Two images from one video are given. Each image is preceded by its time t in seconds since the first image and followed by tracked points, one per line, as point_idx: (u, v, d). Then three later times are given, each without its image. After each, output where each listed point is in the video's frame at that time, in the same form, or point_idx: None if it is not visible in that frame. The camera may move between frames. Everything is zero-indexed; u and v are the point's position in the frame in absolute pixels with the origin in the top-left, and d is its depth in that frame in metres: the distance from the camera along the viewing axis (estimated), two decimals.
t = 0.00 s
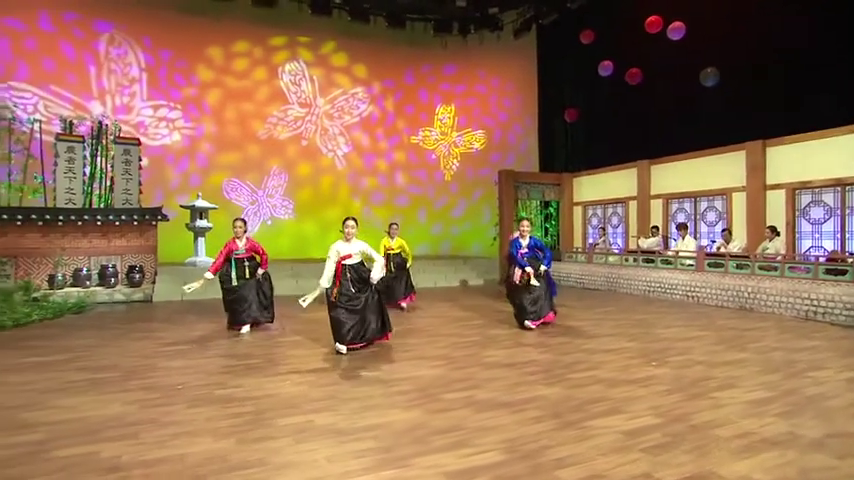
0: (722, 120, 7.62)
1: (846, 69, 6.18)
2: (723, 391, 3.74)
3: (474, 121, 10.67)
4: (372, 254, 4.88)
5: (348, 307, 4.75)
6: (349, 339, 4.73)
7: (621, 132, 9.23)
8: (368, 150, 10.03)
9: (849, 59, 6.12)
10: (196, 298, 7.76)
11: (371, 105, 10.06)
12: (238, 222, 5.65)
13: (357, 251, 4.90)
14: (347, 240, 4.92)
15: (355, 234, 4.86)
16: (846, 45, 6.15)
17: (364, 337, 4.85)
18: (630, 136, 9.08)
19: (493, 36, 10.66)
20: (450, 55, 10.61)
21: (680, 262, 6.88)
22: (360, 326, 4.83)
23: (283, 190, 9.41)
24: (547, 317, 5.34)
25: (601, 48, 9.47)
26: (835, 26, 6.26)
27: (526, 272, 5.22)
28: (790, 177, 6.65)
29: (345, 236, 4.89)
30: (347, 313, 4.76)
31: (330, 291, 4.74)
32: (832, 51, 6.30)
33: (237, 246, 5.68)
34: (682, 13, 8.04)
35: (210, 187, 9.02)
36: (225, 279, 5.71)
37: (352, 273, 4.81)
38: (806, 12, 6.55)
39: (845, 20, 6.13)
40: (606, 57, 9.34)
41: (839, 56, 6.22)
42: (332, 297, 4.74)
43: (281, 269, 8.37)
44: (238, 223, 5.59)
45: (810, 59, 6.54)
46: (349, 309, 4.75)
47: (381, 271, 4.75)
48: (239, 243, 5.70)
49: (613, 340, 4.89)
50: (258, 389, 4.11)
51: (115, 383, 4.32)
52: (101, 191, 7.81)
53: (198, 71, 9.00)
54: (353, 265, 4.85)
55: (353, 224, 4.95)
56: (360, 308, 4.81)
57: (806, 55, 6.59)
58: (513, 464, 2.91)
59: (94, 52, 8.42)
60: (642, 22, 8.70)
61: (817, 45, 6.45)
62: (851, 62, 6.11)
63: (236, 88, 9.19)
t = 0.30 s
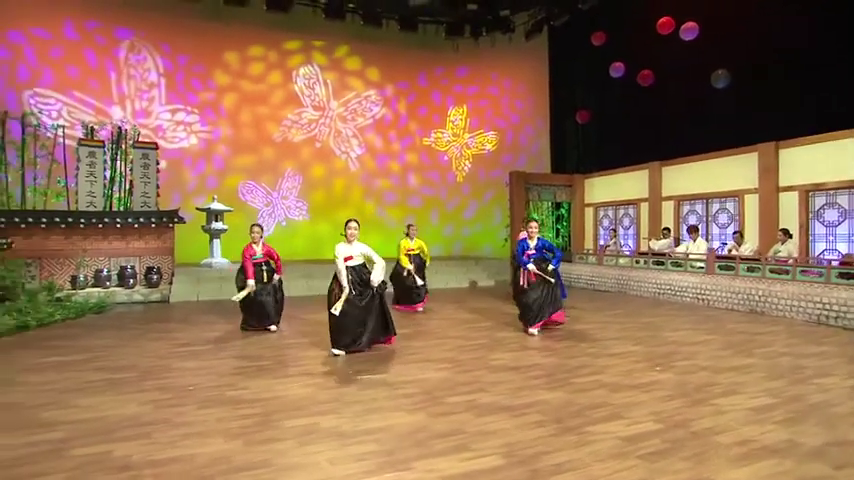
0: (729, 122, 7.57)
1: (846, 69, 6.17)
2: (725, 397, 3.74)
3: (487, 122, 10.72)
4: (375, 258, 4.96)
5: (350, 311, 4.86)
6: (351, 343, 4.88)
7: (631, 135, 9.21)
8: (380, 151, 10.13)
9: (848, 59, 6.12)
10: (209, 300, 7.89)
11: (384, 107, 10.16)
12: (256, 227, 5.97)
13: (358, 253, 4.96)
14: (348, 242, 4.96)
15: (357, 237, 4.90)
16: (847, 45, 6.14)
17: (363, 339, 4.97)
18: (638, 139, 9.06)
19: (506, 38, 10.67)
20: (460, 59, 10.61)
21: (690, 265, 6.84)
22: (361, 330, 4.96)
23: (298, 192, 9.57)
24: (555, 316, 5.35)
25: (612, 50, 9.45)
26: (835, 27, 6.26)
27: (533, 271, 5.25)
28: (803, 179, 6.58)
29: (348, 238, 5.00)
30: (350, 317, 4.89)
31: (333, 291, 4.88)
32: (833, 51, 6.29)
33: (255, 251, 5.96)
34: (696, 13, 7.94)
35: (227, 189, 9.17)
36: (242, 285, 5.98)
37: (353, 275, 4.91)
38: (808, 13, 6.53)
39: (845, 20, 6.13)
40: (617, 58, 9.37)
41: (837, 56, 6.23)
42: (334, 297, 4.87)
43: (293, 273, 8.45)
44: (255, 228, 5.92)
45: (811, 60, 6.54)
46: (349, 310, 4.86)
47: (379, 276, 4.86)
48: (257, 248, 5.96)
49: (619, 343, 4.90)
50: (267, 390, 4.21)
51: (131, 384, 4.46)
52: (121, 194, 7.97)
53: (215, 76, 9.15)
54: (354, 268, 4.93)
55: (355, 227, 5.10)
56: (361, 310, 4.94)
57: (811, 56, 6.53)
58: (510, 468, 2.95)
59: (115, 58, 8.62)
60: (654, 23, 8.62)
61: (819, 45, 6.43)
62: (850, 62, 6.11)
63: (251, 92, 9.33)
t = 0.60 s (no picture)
0: (738, 124, 7.58)
1: (846, 69, 6.27)
2: (728, 404, 3.74)
3: (499, 125, 10.84)
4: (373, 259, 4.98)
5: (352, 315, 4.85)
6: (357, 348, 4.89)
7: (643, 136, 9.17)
8: (393, 151, 10.34)
9: (849, 59, 6.21)
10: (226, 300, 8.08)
11: (397, 109, 10.38)
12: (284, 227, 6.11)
13: (357, 253, 5.01)
14: (347, 243, 5.02)
15: (356, 237, 4.96)
16: (847, 46, 6.24)
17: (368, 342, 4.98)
18: (647, 140, 9.08)
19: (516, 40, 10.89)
20: (473, 58, 10.87)
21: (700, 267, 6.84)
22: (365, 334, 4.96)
23: (312, 194, 9.78)
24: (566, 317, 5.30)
25: (621, 52, 9.45)
26: (836, 26, 6.37)
27: (536, 271, 5.18)
28: (817, 181, 6.52)
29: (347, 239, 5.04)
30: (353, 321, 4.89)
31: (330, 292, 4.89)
32: (835, 52, 6.40)
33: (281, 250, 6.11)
34: (707, 12, 7.91)
35: (243, 190, 9.38)
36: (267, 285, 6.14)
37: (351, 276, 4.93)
38: (808, 13, 6.63)
39: (846, 20, 6.23)
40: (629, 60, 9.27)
41: (837, 56, 6.33)
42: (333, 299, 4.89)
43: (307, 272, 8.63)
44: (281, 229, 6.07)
45: (813, 61, 6.62)
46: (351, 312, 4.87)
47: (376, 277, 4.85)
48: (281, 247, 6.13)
49: (626, 347, 4.92)
50: (277, 392, 4.32)
51: (147, 384, 4.60)
52: (141, 196, 8.16)
53: (231, 79, 9.36)
54: (352, 267, 4.95)
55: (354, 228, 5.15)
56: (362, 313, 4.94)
57: (813, 56, 6.60)
58: (508, 473, 3.00)
59: (134, 64, 8.87)
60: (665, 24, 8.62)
61: (821, 45, 6.52)
62: (850, 62, 6.22)
63: (267, 95, 9.53)
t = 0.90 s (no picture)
0: (748, 119, 7.51)
1: (846, 69, 6.30)
2: (727, 404, 3.77)
3: (510, 121, 10.93)
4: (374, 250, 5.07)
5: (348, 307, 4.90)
6: (350, 343, 4.94)
7: (654, 132, 9.14)
8: (404, 147, 10.45)
9: (848, 59, 6.24)
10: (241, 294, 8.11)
11: (408, 105, 10.48)
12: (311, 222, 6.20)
13: (358, 248, 5.04)
14: (348, 237, 5.05)
15: (357, 232, 5.00)
16: (846, 45, 6.27)
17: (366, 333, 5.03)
18: (657, 137, 9.06)
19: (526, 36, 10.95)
20: (484, 54, 10.93)
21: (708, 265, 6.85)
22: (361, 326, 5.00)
23: (324, 190, 9.94)
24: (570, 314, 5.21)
25: (629, 48, 9.53)
26: (836, 26, 6.39)
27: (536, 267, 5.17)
28: (829, 178, 6.43)
29: (347, 234, 5.04)
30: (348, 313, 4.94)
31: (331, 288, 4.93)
32: (834, 51, 6.43)
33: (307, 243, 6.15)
34: (718, 7, 7.86)
35: (257, 186, 9.55)
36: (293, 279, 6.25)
37: (352, 268, 4.97)
38: (808, 14, 6.66)
39: (846, 20, 6.25)
40: (637, 56, 9.37)
41: (838, 56, 6.37)
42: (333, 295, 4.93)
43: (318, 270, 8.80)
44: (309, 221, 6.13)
45: (813, 61, 6.66)
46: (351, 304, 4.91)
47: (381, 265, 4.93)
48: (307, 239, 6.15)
49: (629, 346, 4.96)
50: (285, 388, 4.44)
51: (161, 379, 4.74)
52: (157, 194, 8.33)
53: (244, 78, 9.52)
54: (353, 261, 4.99)
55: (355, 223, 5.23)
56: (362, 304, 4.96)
57: (814, 56, 6.63)
58: (506, 471, 3.07)
59: (150, 64, 9.04)
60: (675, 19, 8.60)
61: (821, 45, 6.55)
62: (850, 62, 6.25)
63: (279, 93, 9.69)
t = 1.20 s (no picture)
0: (757, 109, 7.43)
1: (846, 69, 6.33)
2: (723, 397, 3.82)
3: (519, 111, 11.02)
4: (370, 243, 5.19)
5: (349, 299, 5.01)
6: (349, 335, 5.07)
7: (663, 123, 9.11)
8: (413, 137, 10.53)
9: (848, 60, 6.26)
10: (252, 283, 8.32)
11: (417, 95, 10.54)
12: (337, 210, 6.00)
13: (356, 241, 5.20)
14: (346, 230, 5.21)
15: (354, 225, 5.17)
16: (846, 45, 6.29)
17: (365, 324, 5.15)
18: (666, 127, 9.02)
19: (536, 25, 10.96)
20: (493, 45, 10.89)
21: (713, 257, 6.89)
22: (360, 318, 5.13)
23: (334, 180, 10.07)
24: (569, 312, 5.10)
25: (640, 36, 9.55)
26: (835, 26, 6.41)
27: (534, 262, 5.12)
28: (838, 170, 6.42)
29: (345, 228, 5.22)
30: (348, 306, 5.06)
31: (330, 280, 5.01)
32: (834, 52, 6.45)
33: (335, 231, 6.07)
34: None
35: (268, 176, 9.70)
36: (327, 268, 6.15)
37: (351, 261, 5.08)
38: (808, 13, 6.70)
39: (846, 20, 6.28)
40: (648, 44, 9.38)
41: (837, 56, 6.39)
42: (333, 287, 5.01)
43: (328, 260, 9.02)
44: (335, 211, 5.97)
45: (813, 61, 6.68)
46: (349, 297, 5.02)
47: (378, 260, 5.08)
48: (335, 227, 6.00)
49: (631, 338, 5.02)
50: (292, 377, 4.58)
51: (175, 367, 4.91)
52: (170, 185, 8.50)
53: (255, 69, 9.64)
54: (351, 254, 5.12)
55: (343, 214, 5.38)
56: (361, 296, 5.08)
57: (814, 56, 6.65)
58: (501, 460, 3.16)
59: (162, 57, 9.19)
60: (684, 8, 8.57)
61: (821, 45, 6.57)
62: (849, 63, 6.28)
63: (290, 84, 9.80)
